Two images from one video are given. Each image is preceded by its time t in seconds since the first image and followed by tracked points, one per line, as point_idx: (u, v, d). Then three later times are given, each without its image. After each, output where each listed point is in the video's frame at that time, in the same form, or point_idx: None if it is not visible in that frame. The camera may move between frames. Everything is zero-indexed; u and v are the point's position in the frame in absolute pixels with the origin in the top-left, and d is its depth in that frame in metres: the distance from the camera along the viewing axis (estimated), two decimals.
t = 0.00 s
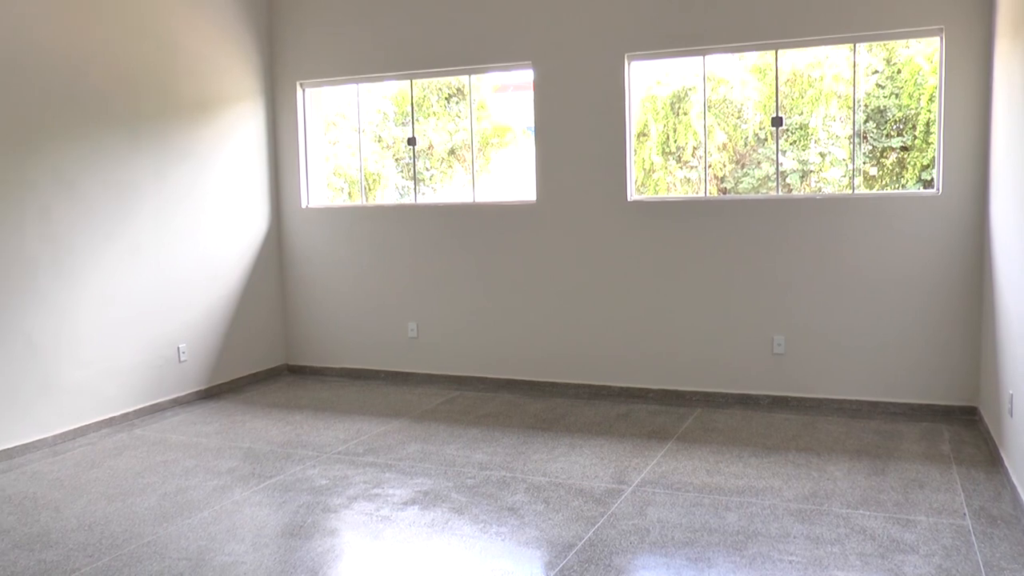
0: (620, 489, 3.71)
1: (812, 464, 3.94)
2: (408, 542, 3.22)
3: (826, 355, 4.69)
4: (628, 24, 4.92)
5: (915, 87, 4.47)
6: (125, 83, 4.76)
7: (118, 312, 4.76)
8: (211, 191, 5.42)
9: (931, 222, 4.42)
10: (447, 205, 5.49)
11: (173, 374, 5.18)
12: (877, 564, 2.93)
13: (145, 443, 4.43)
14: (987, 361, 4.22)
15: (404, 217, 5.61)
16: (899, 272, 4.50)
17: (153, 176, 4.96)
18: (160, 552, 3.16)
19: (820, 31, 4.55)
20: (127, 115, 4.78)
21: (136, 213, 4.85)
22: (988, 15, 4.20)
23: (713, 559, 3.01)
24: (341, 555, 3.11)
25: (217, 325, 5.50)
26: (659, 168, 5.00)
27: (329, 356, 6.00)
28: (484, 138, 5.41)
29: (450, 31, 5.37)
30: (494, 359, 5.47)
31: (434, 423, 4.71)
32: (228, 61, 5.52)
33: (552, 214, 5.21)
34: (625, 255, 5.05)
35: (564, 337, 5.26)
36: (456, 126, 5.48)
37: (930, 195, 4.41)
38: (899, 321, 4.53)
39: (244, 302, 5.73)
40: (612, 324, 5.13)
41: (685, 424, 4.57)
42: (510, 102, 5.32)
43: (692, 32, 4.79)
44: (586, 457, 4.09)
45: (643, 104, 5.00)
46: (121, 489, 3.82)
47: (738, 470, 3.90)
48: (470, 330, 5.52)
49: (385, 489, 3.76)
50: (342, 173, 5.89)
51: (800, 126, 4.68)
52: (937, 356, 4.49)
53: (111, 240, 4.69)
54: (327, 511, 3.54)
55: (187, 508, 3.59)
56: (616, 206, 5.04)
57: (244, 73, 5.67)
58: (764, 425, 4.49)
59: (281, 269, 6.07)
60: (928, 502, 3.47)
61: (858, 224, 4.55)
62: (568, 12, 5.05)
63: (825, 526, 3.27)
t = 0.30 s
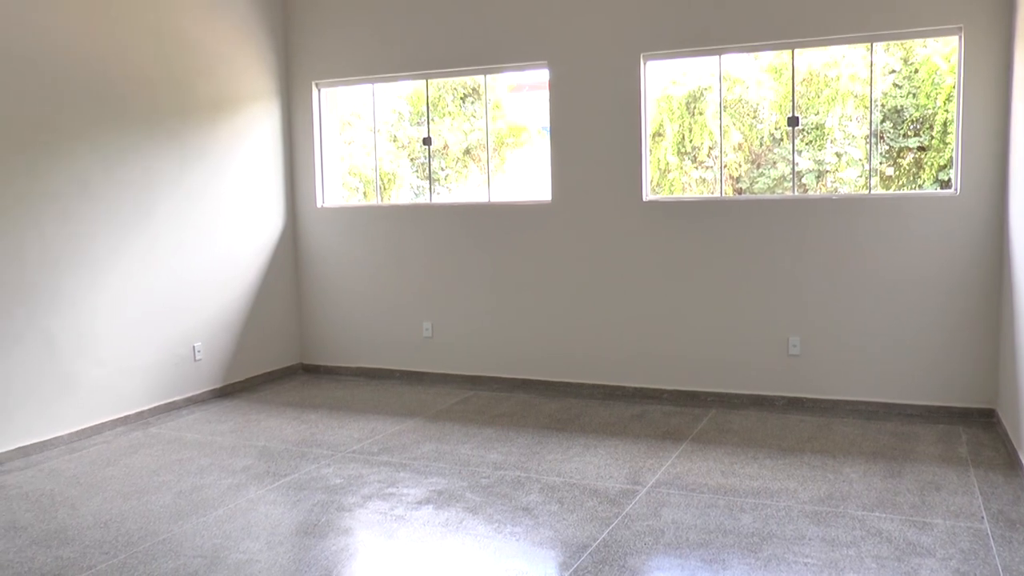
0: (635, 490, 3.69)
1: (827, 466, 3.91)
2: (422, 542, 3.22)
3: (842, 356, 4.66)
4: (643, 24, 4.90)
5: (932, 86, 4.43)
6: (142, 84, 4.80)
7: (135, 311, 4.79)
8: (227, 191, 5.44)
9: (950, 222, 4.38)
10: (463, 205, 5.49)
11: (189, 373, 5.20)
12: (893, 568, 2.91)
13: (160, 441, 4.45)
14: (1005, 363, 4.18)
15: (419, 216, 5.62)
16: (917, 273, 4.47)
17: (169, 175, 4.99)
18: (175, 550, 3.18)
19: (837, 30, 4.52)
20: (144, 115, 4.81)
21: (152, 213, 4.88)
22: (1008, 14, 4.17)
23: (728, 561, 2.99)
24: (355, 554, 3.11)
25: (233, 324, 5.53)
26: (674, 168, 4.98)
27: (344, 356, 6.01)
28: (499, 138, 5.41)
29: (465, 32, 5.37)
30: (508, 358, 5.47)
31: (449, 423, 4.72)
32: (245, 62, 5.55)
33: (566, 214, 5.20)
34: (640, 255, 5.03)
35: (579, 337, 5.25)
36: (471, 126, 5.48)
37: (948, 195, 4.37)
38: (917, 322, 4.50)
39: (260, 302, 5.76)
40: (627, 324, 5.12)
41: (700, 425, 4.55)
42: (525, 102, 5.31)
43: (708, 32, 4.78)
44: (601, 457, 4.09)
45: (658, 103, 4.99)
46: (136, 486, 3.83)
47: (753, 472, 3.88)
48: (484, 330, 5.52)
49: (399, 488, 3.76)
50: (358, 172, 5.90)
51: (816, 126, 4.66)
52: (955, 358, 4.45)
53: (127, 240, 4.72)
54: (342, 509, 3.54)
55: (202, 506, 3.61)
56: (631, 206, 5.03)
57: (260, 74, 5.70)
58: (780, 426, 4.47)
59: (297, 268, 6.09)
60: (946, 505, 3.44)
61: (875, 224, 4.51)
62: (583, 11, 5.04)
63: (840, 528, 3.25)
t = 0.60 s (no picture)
0: (650, 490, 3.68)
1: (843, 467, 3.89)
2: (437, 540, 3.22)
3: (859, 356, 4.63)
4: (659, 22, 4.89)
5: (950, 85, 4.40)
6: (158, 83, 4.82)
7: (151, 309, 4.81)
8: (242, 190, 5.46)
9: (968, 222, 4.34)
10: (478, 204, 5.49)
11: (205, 371, 5.23)
12: (910, 569, 2.89)
13: (176, 439, 4.47)
14: None
15: (434, 215, 5.63)
16: (935, 273, 4.43)
17: (185, 174, 5.02)
18: (191, 546, 3.20)
19: (854, 29, 4.49)
20: (160, 114, 4.84)
21: (168, 211, 4.91)
22: None
23: (743, 562, 2.98)
24: (370, 552, 3.12)
25: (248, 322, 5.55)
26: (690, 168, 4.96)
27: (358, 354, 6.03)
28: (515, 137, 5.41)
29: (481, 31, 5.37)
30: (523, 358, 5.47)
31: (464, 421, 4.72)
32: (260, 62, 5.57)
33: (581, 213, 5.19)
34: (655, 254, 5.02)
35: (594, 337, 5.25)
36: (486, 125, 5.49)
37: (965, 194, 4.34)
38: (935, 323, 4.46)
39: (275, 300, 5.78)
40: (642, 324, 5.10)
41: (715, 425, 4.54)
42: (540, 101, 5.31)
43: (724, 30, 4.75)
44: (616, 457, 4.08)
45: (674, 103, 4.97)
46: (152, 483, 3.86)
47: (768, 472, 3.86)
48: (499, 329, 5.52)
49: (414, 487, 3.76)
50: (373, 172, 5.91)
51: (832, 125, 4.63)
52: (973, 359, 4.41)
53: (143, 239, 4.75)
54: (357, 507, 3.55)
55: (217, 504, 3.62)
56: (646, 205, 5.01)
57: (276, 74, 5.72)
58: (795, 427, 4.45)
59: (312, 267, 6.11)
60: (963, 507, 3.41)
61: (892, 224, 4.48)
62: (599, 10, 5.03)
63: (856, 529, 3.23)
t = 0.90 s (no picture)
0: (664, 488, 3.68)
1: (858, 466, 3.87)
2: (451, 538, 3.23)
3: (875, 355, 4.61)
4: (673, 19, 4.87)
5: (966, 81, 4.36)
6: (171, 82, 4.83)
7: (165, 308, 4.84)
8: (256, 188, 5.48)
9: (986, 219, 4.31)
10: (492, 202, 5.49)
11: (219, 369, 5.25)
12: (926, 569, 2.87)
13: (191, 437, 4.50)
14: None
15: (448, 213, 5.63)
16: (951, 270, 4.40)
17: (199, 173, 5.04)
18: (206, 543, 3.21)
19: (869, 25, 4.46)
20: (173, 113, 4.85)
21: (182, 210, 4.93)
22: None
23: (757, 561, 2.97)
24: (384, 550, 3.13)
25: (262, 320, 5.57)
26: (703, 165, 4.95)
27: (372, 352, 6.04)
28: (528, 135, 5.41)
29: (494, 29, 5.37)
30: (536, 356, 5.47)
31: (478, 419, 4.72)
32: (273, 61, 5.58)
33: (594, 211, 5.18)
34: (669, 252, 5.00)
35: (608, 335, 5.24)
36: (500, 123, 5.49)
37: (982, 191, 4.30)
38: (951, 321, 4.43)
39: (289, 298, 5.80)
40: (656, 322, 5.09)
41: (729, 423, 4.52)
42: (554, 98, 5.30)
43: (739, 27, 4.73)
44: (630, 455, 4.07)
45: (687, 100, 4.95)
46: (168, 481, 3.88)
47: (783, 471, 3.84)
48: (513, 327, 5.52)
49: (427, 484, 3.77)
50: (386, 170, 5.92)
51: (846, 122, 4.61)
52: (989, 357, 4.38)
53: (157, 237, 4.77)
54: (371, 505, 3.56)
55: (232, 501, 3.64)
56: (659, 203, 5.00)
57: (289, 72, 5.73)
58: (810, 425, 4.43)
59: (325, 265, 6.13)
60: (980, 507, 3.38)
61: (908, 222, 4.45)
62: (612, 7, 5.01)
63: (871, 528, 3.21)
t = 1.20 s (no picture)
0: (677, 488, 3.67)
1: (872, 466, 3.85)
2: (464, 537, 3.23)
3: (890, 355, 4.58)
4: (686, 17, 4.85)
5: (983, 79, 4.33)
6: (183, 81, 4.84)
7: (179, 306, 4.86)
8: (270, 187, 5.50)
9: (1003, 218, 4.27)
10: (505, 201, 5.49)
11: (233, 367, 5.27)
12: (941, 570, 2.85)
13: (205, 435, 4.52)
14: None
15: (461, 212, 5.64)
16: (967, 270, 4.37)
17: (212, 172, 5.05)
18: (220, 541, 3.23)
19: (885, 22, 4.43)
20: (186, 113, 4.87)
21: (196, 210, 4.95)
22: None
23: (770, 561, 2.96)
24: (397, 548, 3.13)
25: (275, 319, 5.59)
26: (717, 164, 4.93)
27: (385, 351, 6.05)
28: (541, 134, 5.41)
29: (507, 28, 5.37)
30: (549, 355, 5.47)
31: (491, 418, 4.72)
32: (286, 61, 5.59)
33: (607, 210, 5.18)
34: (682, 251, 4.99)
35: (621, 334, 5.23)
36: (513, 122, 5.49)
37: (998, 189, 4.27)
38: (968, 320, 4.40)
39: (302, 297, 5.82)
40: (669, 321, 5.08)
41: (742, 423, 4.51)
42: (567, 97, 5.30)
43: (753, 25, 4.71)
44: (643, 455, 4.07)
45: (701, 99, 4.94)
46: (182, 478, 3.90)
47: (796, 471, 3.83)
48: (526, 326, 5.52)
49: (441, 483, 3.77)
50: (399, 169, 5.93)
51: (861, 120, 4.58)
52: (1006, 357, 4.35)
53: (171, 236, 4.79)
54: (384, 504, 3.57)
55: (246, 499, 3.66)
56: (672, 202, 4.99)
57: (302, 72, 5.74)
58: (824, 425, 4.41)
59: (339, 264, 6.14)
60: (996, 508, 3.36)
61: (924, 221, 4.42)
62: (626, 6, 5.00)
63: (885, 529, 3.20)
